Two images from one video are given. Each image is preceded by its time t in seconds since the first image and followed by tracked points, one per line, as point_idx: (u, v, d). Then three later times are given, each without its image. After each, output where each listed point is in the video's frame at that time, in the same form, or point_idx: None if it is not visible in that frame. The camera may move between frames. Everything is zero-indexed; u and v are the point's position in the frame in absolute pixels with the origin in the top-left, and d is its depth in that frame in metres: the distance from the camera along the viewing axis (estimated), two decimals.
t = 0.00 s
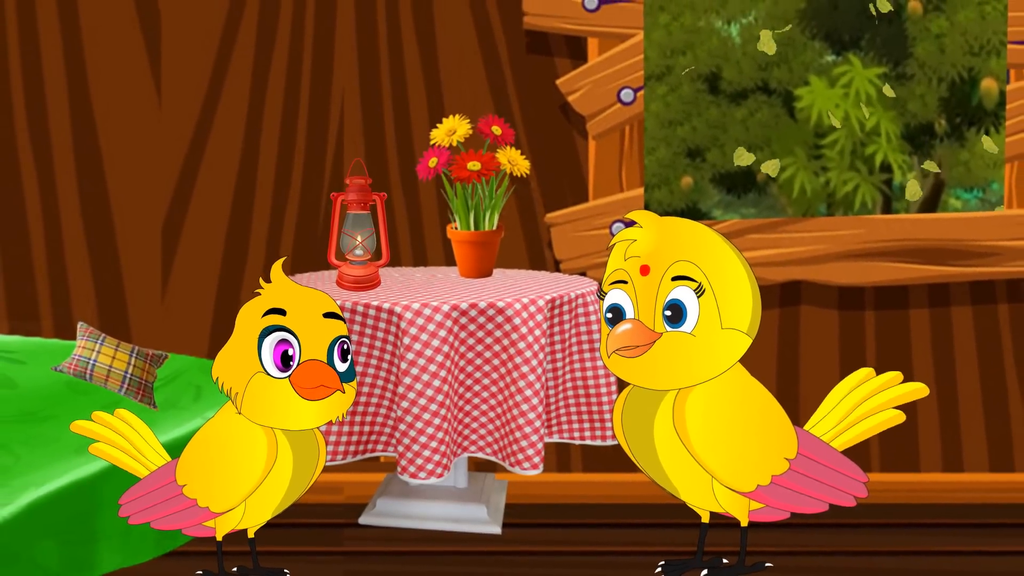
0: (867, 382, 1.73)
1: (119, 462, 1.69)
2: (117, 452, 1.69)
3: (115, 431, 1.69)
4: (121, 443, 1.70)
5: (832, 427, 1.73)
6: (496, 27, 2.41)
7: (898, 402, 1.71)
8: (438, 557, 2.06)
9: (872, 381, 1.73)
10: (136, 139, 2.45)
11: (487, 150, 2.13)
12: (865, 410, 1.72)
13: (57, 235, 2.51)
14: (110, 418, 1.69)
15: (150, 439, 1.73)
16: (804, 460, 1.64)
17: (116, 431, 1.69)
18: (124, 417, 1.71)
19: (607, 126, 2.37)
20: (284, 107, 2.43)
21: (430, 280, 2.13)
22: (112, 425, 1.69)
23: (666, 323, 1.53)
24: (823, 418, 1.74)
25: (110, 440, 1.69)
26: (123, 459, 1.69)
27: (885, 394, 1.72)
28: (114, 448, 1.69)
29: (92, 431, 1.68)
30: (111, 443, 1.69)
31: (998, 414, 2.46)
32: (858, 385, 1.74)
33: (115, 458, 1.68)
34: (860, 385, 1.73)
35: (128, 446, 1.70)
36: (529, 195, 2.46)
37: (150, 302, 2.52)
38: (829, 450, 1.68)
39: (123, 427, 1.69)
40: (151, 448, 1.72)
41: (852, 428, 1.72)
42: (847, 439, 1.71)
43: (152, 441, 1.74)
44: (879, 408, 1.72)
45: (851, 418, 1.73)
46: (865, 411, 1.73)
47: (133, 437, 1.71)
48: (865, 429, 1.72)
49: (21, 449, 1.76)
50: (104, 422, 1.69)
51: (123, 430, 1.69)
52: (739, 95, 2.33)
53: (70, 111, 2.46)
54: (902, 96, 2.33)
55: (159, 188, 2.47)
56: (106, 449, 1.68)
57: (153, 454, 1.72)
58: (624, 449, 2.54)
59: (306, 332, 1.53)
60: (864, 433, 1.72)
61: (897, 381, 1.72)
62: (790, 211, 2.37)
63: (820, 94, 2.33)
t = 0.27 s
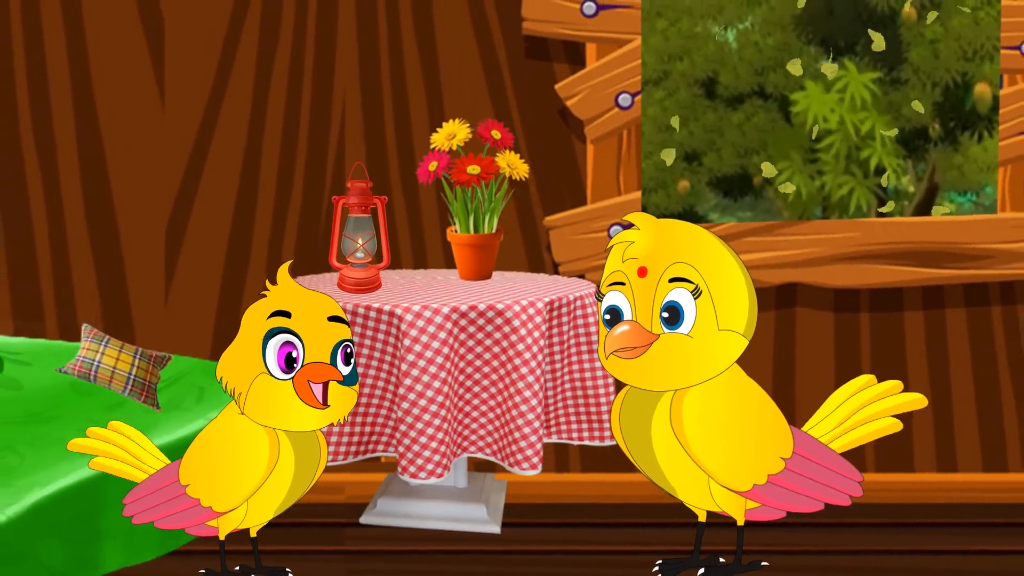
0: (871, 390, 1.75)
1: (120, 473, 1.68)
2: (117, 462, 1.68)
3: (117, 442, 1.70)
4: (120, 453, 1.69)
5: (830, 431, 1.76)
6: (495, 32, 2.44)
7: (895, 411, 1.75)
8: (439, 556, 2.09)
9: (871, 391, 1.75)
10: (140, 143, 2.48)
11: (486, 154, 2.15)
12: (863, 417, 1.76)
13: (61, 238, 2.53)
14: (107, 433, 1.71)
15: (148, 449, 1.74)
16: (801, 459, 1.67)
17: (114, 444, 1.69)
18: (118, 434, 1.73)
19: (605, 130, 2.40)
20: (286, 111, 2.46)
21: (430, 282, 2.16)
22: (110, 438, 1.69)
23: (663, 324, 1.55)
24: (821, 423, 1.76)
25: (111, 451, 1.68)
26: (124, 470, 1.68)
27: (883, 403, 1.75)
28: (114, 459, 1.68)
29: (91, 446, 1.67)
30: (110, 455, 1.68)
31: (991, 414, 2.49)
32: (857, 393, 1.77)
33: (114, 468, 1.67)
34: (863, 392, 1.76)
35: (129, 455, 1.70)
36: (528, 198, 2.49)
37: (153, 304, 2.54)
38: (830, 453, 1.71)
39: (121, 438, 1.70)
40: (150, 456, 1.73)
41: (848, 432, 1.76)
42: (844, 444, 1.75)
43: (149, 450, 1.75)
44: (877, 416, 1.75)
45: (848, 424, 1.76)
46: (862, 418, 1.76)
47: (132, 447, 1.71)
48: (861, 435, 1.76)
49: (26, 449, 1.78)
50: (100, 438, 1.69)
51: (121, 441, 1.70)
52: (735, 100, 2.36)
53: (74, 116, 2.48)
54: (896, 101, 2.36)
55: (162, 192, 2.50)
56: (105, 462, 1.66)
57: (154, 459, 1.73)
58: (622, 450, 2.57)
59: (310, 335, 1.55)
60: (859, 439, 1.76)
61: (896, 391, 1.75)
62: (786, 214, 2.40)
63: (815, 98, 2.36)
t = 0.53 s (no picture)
0: (884, 433, 1.83)
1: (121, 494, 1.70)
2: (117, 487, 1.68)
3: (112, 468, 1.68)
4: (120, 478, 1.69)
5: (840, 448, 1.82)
6: (495, 37, 2.47)
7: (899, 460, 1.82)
8: (439, 555, 2.12)
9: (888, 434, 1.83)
10: (143, 147, 2.51)
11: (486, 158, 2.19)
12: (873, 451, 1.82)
13: (66, 240, 2.56)
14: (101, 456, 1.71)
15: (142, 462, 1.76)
16: (796, 459, 1.69)
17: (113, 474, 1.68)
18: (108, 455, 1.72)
19: (603, 135, 2.42)
20: (288, 115, 2.49)
21: (430, 285, 2.19)
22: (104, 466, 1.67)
23: (660, 325, 1.59)
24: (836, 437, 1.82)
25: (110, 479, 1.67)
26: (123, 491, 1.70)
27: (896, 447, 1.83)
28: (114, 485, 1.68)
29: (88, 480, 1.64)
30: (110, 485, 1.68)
31: (985, 415, 2.52)
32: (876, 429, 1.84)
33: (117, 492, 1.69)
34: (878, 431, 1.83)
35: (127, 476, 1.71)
36: (528, 201, 2.52)
37: (157, 306, 2.57)
38: (825, 453, 1.74)
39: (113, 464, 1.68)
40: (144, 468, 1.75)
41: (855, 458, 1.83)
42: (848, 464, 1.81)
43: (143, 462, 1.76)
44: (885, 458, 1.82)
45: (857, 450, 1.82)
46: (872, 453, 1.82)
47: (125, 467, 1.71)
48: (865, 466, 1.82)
49: (31, 449, 1.79)
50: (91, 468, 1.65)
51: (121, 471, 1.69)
52: (731, 104, 2.39)
53: (79, 119, 2.51)
54: (891, 105, 2.39)
55: (165, 195, 2.53)
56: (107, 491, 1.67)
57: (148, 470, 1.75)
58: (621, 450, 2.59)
59: (314, 337, 1.59)
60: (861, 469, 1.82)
61: (910, 444, 1.84)
62: (782, 218, 2.43)
63: (811, 102, 2.39)
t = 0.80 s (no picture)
0: (873, 417, 1.84)
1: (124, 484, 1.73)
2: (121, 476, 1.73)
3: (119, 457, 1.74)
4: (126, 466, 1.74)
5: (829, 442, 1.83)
6: (494, 43, 2.50)
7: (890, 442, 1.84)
8: (439, 554, 2.15)
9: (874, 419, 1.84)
10: (147, 150, 2.54)
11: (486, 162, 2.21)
12: (862, 438, 1.84)
13: (70, 242, 2.59)
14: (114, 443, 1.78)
15: (152, 456, 1.81)
16: (792, 460, 1.72)
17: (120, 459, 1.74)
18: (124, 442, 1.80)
19: (601, 139, 2.45)
20: (290, 119, 2.52)
21: (430, 287, 2.22)
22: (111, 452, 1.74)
23: (657, 327, 1.61)
24: (826, 432, 1.84)
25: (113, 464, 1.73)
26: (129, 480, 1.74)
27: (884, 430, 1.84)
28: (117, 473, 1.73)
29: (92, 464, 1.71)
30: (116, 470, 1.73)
31: (979, 416, 2.55)
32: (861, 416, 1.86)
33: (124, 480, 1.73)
34: (866, 417, 1.84)
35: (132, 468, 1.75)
36: (527, 204, 2.55)
37: (160, 307, 2.60)
38: (819, 452, 1.76)
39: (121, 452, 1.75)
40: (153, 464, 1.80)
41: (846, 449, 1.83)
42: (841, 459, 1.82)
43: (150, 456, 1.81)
44: (874, 442, 1.84)
45: (847, 441, 1.83)
46: (861, 440, 1.84)
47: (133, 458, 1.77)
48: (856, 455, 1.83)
49: (36, 449, 1.82)
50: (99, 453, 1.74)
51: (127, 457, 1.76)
52: (728, 109, 2.42)
53: (83, 123, 2.54)
54: (885, 110, 2.42)
55: (169, 197, 2.55)
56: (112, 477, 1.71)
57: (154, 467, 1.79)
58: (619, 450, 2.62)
59: (317, 339, 1.61)
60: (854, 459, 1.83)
61: (896, 424, 1.85)
62: (778, 221, 2.46)
63: (806, 107, 2.42)
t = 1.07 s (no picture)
0: (864, 402, 1.81)
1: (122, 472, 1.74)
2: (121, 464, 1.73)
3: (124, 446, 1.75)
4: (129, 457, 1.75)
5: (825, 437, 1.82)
6: (494, 43, 2.50)
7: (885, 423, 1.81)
8: (439, 554, 2.15)
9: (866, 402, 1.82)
10: (147, 150, 2.54)
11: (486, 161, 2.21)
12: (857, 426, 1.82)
13: (70, 242, 2.59)
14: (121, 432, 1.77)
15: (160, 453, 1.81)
16: (792, 460, 1.72)
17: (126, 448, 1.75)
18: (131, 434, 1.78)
19: (601, 139, 2.45)
20: (290, 119, 2.52)
21: (430, 287, 2.22)
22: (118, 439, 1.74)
23: (656, 327, 1.61)
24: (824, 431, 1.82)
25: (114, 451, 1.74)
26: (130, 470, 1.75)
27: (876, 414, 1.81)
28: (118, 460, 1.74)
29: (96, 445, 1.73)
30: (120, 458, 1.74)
31: (979, 416, 2.55)
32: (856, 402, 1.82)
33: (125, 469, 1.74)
34: (858, 403, 1.82)
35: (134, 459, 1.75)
36: (527, 204, 2.55)
37: (160, 307, 2.60)
38: (819, 453, 1.76)
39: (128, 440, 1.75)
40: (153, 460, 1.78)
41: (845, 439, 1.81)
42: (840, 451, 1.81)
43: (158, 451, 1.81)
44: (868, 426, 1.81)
45: (843, 431, 1.81)
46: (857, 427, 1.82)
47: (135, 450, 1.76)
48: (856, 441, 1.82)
49: (36, 449, 1.82)
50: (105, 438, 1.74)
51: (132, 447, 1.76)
52: (728, 109, 2.42)
53: (83, 123, 2.54)
54: (885, 110, 2.42)
55: (169, 197, 2.55)
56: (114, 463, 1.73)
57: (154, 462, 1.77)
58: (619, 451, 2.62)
59: (315, 339, 1.62)
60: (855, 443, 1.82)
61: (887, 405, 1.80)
62: (777, 221, 2.46)
63: (806, 107, 2.42)
